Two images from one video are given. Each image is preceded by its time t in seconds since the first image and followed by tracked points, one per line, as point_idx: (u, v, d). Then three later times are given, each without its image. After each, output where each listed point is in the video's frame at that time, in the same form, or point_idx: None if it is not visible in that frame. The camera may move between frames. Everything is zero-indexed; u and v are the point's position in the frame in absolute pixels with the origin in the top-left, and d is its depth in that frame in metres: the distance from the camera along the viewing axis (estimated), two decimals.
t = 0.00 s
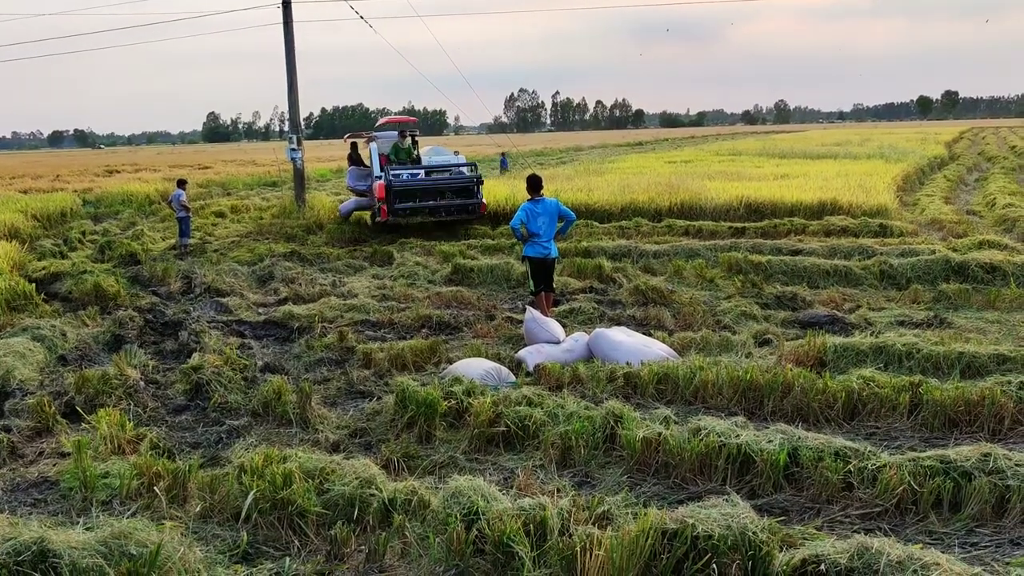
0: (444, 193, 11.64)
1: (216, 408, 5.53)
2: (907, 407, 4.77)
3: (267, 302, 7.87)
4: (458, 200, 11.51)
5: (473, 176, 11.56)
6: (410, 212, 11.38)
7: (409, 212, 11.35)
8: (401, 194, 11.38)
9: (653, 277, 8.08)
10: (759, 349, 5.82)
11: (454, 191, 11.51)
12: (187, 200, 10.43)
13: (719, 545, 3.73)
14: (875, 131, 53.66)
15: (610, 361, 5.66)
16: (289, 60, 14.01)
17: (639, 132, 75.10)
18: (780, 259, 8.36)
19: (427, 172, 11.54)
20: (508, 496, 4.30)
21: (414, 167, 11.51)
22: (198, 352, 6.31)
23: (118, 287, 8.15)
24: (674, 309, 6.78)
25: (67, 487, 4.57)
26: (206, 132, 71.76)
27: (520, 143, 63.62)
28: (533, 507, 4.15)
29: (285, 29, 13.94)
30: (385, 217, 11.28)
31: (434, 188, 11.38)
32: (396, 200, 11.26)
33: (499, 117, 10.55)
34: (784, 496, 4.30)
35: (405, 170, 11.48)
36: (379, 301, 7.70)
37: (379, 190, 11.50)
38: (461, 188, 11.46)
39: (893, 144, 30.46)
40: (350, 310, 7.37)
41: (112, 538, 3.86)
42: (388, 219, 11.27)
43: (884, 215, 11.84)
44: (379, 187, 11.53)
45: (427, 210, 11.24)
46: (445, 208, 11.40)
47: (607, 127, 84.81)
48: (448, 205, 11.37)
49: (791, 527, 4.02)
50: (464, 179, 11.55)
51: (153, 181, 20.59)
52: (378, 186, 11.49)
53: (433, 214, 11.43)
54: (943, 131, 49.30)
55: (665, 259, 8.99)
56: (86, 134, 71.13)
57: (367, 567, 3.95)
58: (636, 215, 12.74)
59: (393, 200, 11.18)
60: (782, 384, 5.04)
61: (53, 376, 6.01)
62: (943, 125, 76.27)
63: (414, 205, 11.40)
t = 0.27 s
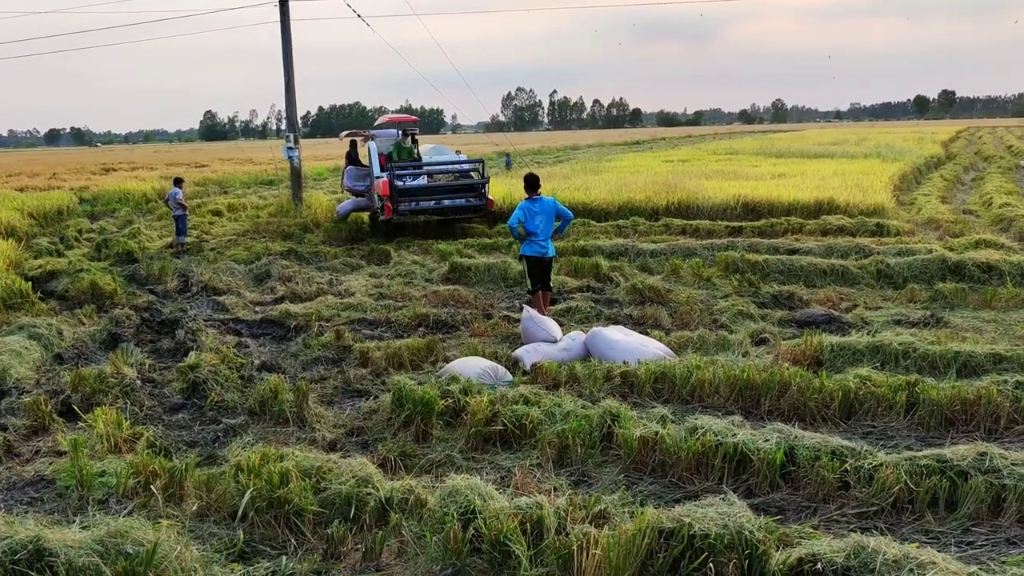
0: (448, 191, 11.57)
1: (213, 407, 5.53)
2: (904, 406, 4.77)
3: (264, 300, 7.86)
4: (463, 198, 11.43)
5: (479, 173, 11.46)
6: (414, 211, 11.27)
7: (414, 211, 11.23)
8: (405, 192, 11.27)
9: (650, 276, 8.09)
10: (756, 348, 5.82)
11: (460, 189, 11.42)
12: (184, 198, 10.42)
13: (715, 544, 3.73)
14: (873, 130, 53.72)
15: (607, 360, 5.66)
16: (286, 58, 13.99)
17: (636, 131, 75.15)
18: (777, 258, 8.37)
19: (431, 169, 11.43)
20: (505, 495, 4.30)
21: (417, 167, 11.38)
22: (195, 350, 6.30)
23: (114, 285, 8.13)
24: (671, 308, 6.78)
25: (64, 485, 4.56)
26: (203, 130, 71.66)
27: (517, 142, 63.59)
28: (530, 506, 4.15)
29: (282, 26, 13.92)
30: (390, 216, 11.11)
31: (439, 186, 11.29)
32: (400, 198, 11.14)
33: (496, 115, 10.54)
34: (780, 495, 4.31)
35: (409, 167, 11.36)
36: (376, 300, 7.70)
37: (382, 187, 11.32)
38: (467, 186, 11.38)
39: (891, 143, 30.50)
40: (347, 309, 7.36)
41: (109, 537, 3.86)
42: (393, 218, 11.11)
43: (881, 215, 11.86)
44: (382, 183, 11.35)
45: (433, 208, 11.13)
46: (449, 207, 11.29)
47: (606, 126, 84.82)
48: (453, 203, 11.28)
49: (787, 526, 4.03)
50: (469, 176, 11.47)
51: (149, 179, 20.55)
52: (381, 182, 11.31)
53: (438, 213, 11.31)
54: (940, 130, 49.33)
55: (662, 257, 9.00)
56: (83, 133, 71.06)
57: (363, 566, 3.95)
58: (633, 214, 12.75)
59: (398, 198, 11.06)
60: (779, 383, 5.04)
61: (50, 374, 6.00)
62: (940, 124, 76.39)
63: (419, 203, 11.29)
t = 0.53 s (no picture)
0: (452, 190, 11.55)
1: (209, 406, 5.51)
2: (899, 406, 4.77)
3: (260, 299, 7.84)
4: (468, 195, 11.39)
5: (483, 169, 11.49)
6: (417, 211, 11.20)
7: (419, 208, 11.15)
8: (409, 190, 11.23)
9: (646, 275, 8.09)
10: (752, 347, 5.82)
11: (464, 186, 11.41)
12: (180, 197, 10.39)
13: (711, 543, 3.73)
14: (870, 130, 53.79)
15: (603, 360, 5.66)
16: (282, 57, 13.96)
17: (634, 131, 75.16)
18: (773, 258, 8.38)
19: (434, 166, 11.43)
20: (500, 494, 4.30)
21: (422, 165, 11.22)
22: (191, 349, 6.29)
23: (110, 284, 8.11)
24: (667, 307, 6.78)
25: (59, 484, 4.55)
26: (200, 128, 71.53)
27: (515, 141, 63.53)
28: (525, 505, 4.15)
29: (279, 25, 13.89)
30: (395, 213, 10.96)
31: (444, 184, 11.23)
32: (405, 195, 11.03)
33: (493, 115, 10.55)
34: (776, 494, 4.31)
35: (412, 165, 11.33)
36: (372, 298, 7.69)
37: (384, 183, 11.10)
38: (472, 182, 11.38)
39: (887, 143, 30.53)
40: (343, 308, 7.35)
41: (104, 536, 3.85)
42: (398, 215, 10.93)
43: (877, 214, 11.88)
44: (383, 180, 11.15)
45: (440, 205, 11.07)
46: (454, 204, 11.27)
47: (603, 125, 84.85)
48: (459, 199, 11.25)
49: (783, 525, 4.04)
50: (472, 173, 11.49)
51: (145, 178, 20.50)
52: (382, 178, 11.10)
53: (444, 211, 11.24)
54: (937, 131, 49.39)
55: (658, 257, 9.00)
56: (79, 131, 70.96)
57: (360, 565, 3.95)
58: (630, 213, 12.75)
59: (404, 194, 11.00)
60: (774, 383, 5.04)
61: (45, 373, 5.98)
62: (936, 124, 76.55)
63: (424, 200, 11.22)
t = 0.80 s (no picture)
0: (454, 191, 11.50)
1: (204, 404, 5.50)
2: (894, 404, 4.78)
3: (255, 298, 7.83)
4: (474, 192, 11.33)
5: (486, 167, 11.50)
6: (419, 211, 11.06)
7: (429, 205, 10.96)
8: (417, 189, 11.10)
9: (642, 274, 8.09)
10: (747, 346, 5.83)
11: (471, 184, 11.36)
12: (176, 195, 10.37)
13: (706, 542, 3.74)
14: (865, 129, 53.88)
15: (599, 358, 5.66)
16: (278, 55, 13.93)
17: (631, 129, 75.19)
18: (768, 256, 8.39)
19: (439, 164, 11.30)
20: (496, 492, 4.30)
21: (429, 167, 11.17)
22: (186, 347, 6.28)
23: (105, 282, 8.10)
24: (663, 306, 6.78)
25: (54, 483, 4.54)
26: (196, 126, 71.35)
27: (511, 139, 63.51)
28: (521, 503, 4.16)
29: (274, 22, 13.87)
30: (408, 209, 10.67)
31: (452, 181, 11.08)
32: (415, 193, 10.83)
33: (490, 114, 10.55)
34: (771, 493, 4.32)
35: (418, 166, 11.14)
36: (368, 297, 7.68)
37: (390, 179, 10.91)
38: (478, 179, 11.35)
39: (882, 142, 30.58)
40: (338, 306, 7.34)
41: (99, 535, 3.84)
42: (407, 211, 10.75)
43: (873, 213, 11.89)
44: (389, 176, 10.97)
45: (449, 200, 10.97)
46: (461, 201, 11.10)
47: (600, 124, 84.88)
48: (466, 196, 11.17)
49: (778, 523, 4.04)
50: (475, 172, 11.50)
51: (140, 176, 20.44)
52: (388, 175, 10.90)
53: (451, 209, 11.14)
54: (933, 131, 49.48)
55: (654, 255, 9.01)
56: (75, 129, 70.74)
57: (355, 563, 3.95)
58: (626, 212, 12.75)
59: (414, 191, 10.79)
60: (769, 381, 5.05)
61: (40, 371, 5.97)
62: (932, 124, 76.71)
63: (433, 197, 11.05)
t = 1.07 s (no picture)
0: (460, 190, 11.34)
1: (199, 402, 5.49)
2: (889, 403, 4.79)
3: (251, 296, 7.81)
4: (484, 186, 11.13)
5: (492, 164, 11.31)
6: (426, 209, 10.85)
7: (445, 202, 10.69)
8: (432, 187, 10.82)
9: (638, 272, 8.09)
10: (742, 344, 5.83)
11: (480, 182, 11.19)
12: (171, 193, 10.34)
13: (701, 540, 3.75)
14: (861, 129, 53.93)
15: (595, 357, 5.65)
16: (274, 53, 13.90)
17: (627, 128, 75.20)
18: (764, 255, 8.39)
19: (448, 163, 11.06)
20: (491, 491, 4.30)
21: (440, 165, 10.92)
22: (181, 346, 6.26)
23: (100, 280, 8.07)
24: (658, 304, 6.78)
25: (48, 482, 4.53)
26: (191, 125, 71.21)
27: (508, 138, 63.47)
28: (516, 502, 4.16)
29: (271, 20, 13.85)
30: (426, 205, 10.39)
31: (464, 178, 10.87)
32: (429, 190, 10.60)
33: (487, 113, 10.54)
34: (766, 491, 4.32)
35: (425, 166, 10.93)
36: (363, 295, 7.67)
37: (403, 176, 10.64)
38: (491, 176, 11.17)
39: (877, 141, 30.63)
40: (334, 305, 7.33)
41: (93, 533, 3.83)
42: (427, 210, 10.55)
43: (868, 212, 11.91)
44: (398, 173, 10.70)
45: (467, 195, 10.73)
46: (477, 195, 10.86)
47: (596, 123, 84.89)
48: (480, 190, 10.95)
49: (773, 521, 4.05)
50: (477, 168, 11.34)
51: (135, 174, 20.38)
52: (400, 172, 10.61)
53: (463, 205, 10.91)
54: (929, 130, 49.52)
55: (650, 254, 9.01)
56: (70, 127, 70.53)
57: (350, 561, 3.94)
58: (622, 211, 12.75)
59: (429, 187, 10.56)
60: (765, 379, 5.05)
61: (34, 369, 5.95)
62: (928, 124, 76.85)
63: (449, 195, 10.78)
